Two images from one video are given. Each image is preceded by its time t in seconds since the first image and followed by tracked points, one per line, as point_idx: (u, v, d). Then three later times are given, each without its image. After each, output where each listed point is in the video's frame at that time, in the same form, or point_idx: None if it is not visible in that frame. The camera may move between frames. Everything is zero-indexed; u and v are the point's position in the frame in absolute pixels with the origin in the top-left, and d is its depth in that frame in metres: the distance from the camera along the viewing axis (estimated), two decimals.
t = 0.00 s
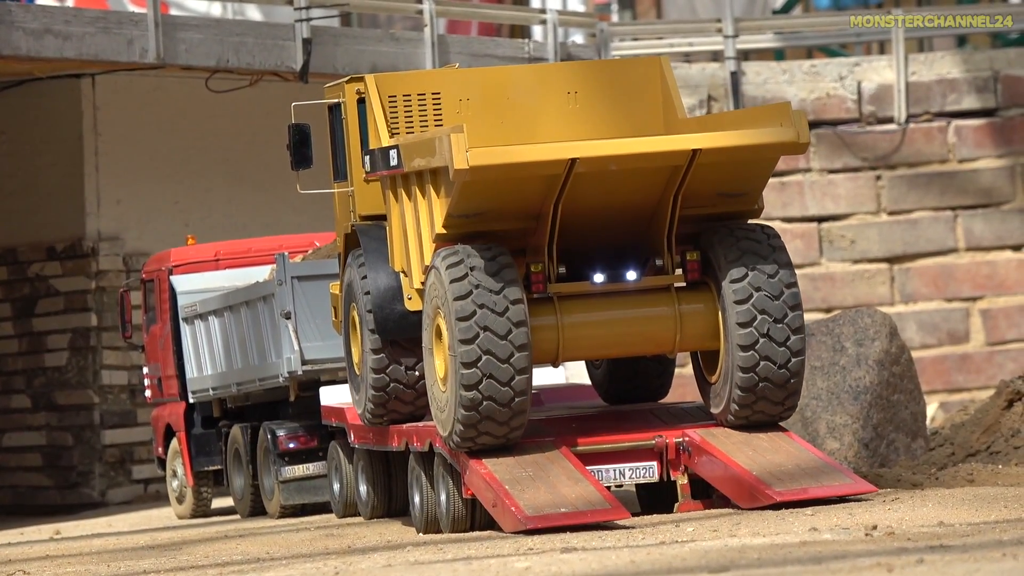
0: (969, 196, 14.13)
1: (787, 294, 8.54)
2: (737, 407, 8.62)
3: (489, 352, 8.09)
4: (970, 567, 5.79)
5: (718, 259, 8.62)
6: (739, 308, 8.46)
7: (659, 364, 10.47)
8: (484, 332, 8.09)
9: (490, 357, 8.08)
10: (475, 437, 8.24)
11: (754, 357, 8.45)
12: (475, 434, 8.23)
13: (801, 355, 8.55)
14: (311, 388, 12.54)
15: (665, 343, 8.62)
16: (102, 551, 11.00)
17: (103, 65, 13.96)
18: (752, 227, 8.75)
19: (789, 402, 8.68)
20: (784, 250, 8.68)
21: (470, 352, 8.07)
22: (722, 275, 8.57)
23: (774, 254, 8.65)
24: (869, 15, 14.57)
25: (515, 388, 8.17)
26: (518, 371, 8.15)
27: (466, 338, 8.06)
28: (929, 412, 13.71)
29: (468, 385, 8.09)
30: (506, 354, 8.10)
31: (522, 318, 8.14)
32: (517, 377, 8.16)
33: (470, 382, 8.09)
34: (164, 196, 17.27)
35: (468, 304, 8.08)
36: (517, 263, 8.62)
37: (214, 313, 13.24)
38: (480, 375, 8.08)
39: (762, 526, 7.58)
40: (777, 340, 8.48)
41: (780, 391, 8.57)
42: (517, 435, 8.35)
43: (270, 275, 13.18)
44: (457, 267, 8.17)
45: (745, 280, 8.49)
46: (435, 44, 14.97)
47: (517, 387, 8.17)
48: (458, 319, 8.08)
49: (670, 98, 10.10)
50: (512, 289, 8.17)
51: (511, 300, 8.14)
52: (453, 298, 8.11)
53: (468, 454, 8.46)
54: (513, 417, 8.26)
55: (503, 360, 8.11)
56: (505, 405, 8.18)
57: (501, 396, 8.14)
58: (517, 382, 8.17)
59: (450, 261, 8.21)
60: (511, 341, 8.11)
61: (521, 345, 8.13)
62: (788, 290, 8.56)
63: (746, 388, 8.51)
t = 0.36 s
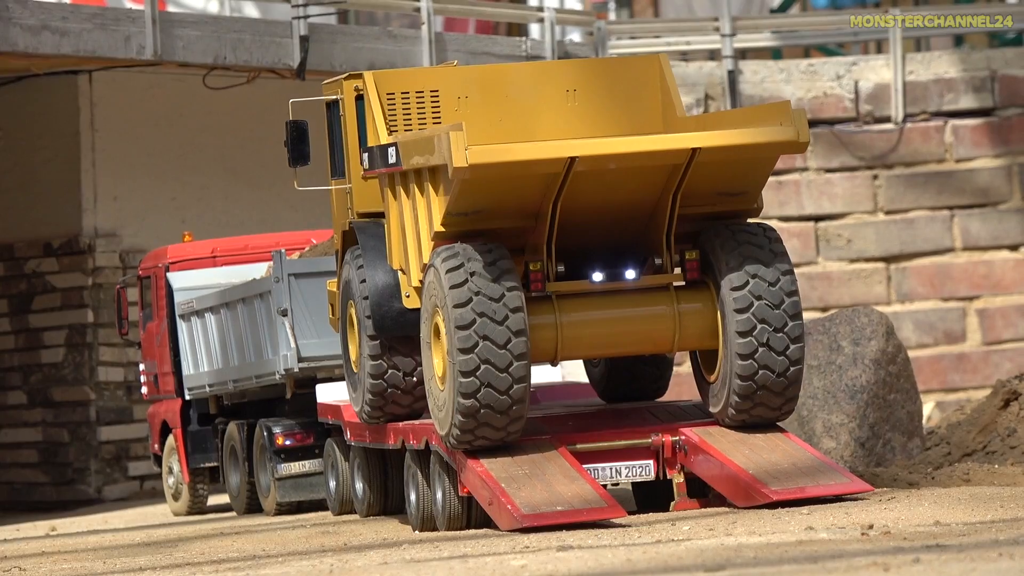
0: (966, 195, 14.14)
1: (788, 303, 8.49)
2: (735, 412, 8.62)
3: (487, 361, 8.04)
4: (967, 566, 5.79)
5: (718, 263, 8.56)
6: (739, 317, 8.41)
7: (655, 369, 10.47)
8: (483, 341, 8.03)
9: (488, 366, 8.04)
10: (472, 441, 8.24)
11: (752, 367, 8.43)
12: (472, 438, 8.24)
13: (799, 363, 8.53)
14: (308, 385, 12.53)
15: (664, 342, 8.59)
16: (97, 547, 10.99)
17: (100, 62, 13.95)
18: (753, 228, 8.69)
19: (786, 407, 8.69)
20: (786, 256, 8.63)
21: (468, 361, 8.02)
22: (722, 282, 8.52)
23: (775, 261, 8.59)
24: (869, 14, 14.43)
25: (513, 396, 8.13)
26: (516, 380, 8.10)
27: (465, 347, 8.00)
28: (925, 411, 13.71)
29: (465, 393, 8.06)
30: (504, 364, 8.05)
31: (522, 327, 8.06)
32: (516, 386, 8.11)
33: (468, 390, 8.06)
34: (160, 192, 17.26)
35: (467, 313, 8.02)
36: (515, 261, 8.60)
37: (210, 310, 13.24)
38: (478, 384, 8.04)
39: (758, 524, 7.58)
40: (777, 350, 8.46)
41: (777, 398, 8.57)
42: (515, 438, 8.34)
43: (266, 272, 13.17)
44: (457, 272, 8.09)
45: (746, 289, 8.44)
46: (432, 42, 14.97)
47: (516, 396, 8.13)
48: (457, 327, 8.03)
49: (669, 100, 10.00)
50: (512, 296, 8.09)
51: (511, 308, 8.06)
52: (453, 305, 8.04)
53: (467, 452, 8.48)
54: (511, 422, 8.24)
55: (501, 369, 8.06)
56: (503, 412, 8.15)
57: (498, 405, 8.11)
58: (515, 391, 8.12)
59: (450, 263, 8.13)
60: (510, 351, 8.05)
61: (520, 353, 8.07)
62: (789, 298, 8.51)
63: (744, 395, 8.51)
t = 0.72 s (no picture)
0: (960, 195, 14.15)
1: (792, 304, 8.43)
2: (740, 417, 8.53)
3: (489, 363, 8.01)
4: (962, 565, 5.80)
5: (721, 265, 8.52)
6: (742, 317, 8.36)
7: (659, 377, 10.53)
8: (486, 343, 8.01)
9: (491, 369, 8.01)
10: (475, 446, 8.20)
11: (756, 368, 8.35)
12: (475, 443, 8.19)
13: (804, 365, 8.45)
14: (302, 384, 12.52)
15: (669, 349, 8.54)
16: (91, 545, 10.98)
17: (95, 60, 13.93)
18: (757, 231, 8.69)
19: (791, 411, 8.59)
20: (790, 257, 8.59)
21: (471, 363, 7.99)
22: (726, 284, 8.47)
23: (780, 262, 8.55)
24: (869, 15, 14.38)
25: (516, 398, 8.09)
26: (519, 383, 8.07)
27: (467, 349, 7.98)
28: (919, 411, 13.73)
29: (468, 396, 8.02)
30: (507, 365, 8.02)
31: (524, 328, 8.04)
32: (519, 388, 8.08)
33: (471, 393, 8.02)
34: (155, 190, 17.25)
35: (469, 314, 7.99)
36: (517, 265, 8.57)
37: (205, 309, 13.22)
38: (480, 387, 8.01)
39: (753, 523, 7.58)
40: (781, 351, 8.38)
41: (782, 401, 8.48)
42: (518, 444, 8.30)
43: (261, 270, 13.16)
44: (458, 274, 8.07)
45: (749, 289, 8.39)
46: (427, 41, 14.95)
47: (518, 398, 8.10)
48: (459, 329, 8.00)
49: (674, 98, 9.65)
50: (514, 297, 8.07)
51: (513, 308, 8.04)
52: (455, 307, 8.01)
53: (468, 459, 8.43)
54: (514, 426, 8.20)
55: (504, 371, 8.03)
56: (506, 415, 8.11)
57: (501, 407, 8.07)
58: (519, 393, 8.09)
59: (451, 266, 8.11)
60: (512, 352, 8.02)
61: (523, 356, 8.04)
62: (793, 299, 8.45)
63: (749, 398, 8.42)
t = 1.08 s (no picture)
0: (953, 195, 14.15)
1: (804, 313, 8.26)
2: (749, 429, 8.37)
3: (497, 372, 7.82)
4: (954, 565, 5.80)
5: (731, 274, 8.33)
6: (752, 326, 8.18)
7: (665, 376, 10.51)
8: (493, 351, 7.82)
9: (498, 377, 7.82)
10: (481, 457, 8.01)
11: (766, 379, 8.18)
12: (481, 454, 8.01)
13: (815, 377, 8.28)
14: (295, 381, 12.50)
15: (677, 360, 8.32)
16: (83, 542, 10.96)
17: (88, 56, 13.90)
18: (769, 240, 8.49)
19: (801, 423, 8.42)
20: (802, 267, 8.41)
21: (477, 371, 7.81)
22: (736, 293, 8.28)
23: (791, 272, 8.38)
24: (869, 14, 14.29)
25: (523, 409, 7.89)
26: (527, 393, 7.87)
27: (473, 356, 7.79)
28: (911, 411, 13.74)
29: (474, 405, 7.84)
30: (514, 374, 7.83)
31: (532, 337, 7.85)
32: (526, 398, 7.87)
33: (477, 402, 7.83)
34: (148, 186, 17.21)
35: (476, 321, 7.81)
36: (524, 273, 8.30)
37: (198, 305, 13.20)
38: (487, 396, 7.82)
39: (745, 522, 7.58)
40: (791, 360, 8.21)
41: (792, 413, 8.32)
42: (526, 457, 8.11)
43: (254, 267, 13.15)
44: (466, 281, 7.90)
45: (759, 297, 8.22)
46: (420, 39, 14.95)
47: (526, 409, 7.89)
48: (465, 336, 7.82)
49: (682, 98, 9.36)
50: (522, 305, 7.89)
51: (521, 316, 7.85)
52: (461, 314, 7.83)
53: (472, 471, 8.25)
54: (521, 438, 8.00)
55: (511, 380, 7.84)
56: (513, 426, 7.91)
57: (508, 417, 7.88)
58: (526, 403, 7.88)
59: (459, 273, 7.94)
60: (520, 361, 7.83)
61: (531, 364, 7.84)
62: (804, 308, 8.28)
63: (758, 410, 8.26)
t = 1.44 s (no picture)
0: (945, 194, 14.11)
1: (808, 311, 8.17)
2: (755, 433, 8.23)
3: (498, 369, 7.72)
4: (944, 564, 5.81)
5: (737, 279, 8.23)
6: (756, 323, 8.07)
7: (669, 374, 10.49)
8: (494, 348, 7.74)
9: (499, 374, 7.71)
10: (484, 461, 7.85)
11: (772, 377, 8.06)
12: (485, 458, 7.85)
13: (821, 375, 8.16)
14: (285, 379, 12.48)
15: (682, 369, 8.22)
16: (74, 539, 10.96)
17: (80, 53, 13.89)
18: (772, 245, 8.47)
19: (808, 426, 8.27)
20: (807, 269, 8.33)
21: (478, 368, 7.70)
22: (742, 293, 8.16)
23: (796, 273, 8.30)
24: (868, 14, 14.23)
25: (526, 406, 7.76)
26: (529, 390, 7.75)
27: (474, 352, 7.70)
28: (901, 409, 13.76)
29: (476, 403, 7.71)
30: (516, 370, 7.72)
31: (532, 333, 7.78)
32: (529, 395, 7.75)
33: (479, 399, 7.70)
34: (140, 184, 17.19)
35: (476, 318, 7.73)
36: (526, 279, 8.21)
37: (189, 303, 13.19)
38: (489, 392, 7.70)
39: (736, 521, 7.59)
40: (796, 358, 8.10)
41: (799, 414, 8.17)
42: (530, 462, 7.95)
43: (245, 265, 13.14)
44: (463, 282, 7.85)
45: (763, 294, 8.13)
46: (412, 37, 14.96)
47: (529, 406, 7.77)
48: (465, 334, 7.74)
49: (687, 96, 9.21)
50: (521, 303, 7.83)
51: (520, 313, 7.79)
52: (460, 312, 7.76)
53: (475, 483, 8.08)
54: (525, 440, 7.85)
55: (513, 376, 7.73)
56: (516, 425, 7.77)
57: (511, 415, 7.75)
58: (529, 400, 7.76)
59: (456, 276, 7.89)
60: (522, 356, 7.73)
61: (532, 360, 7.75)
62: (809, 307, 8.19)
63: (765, 410, 8.12)
